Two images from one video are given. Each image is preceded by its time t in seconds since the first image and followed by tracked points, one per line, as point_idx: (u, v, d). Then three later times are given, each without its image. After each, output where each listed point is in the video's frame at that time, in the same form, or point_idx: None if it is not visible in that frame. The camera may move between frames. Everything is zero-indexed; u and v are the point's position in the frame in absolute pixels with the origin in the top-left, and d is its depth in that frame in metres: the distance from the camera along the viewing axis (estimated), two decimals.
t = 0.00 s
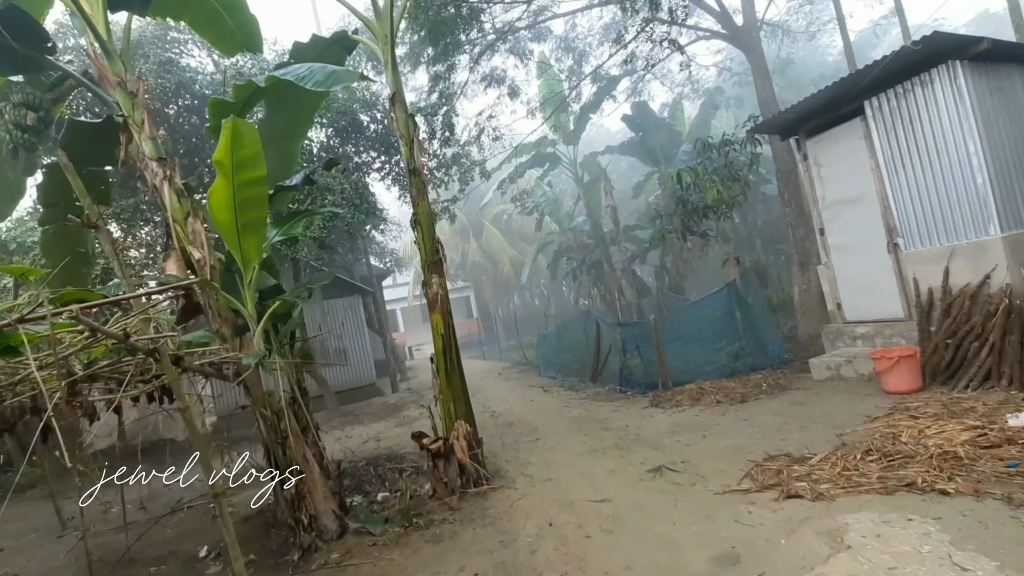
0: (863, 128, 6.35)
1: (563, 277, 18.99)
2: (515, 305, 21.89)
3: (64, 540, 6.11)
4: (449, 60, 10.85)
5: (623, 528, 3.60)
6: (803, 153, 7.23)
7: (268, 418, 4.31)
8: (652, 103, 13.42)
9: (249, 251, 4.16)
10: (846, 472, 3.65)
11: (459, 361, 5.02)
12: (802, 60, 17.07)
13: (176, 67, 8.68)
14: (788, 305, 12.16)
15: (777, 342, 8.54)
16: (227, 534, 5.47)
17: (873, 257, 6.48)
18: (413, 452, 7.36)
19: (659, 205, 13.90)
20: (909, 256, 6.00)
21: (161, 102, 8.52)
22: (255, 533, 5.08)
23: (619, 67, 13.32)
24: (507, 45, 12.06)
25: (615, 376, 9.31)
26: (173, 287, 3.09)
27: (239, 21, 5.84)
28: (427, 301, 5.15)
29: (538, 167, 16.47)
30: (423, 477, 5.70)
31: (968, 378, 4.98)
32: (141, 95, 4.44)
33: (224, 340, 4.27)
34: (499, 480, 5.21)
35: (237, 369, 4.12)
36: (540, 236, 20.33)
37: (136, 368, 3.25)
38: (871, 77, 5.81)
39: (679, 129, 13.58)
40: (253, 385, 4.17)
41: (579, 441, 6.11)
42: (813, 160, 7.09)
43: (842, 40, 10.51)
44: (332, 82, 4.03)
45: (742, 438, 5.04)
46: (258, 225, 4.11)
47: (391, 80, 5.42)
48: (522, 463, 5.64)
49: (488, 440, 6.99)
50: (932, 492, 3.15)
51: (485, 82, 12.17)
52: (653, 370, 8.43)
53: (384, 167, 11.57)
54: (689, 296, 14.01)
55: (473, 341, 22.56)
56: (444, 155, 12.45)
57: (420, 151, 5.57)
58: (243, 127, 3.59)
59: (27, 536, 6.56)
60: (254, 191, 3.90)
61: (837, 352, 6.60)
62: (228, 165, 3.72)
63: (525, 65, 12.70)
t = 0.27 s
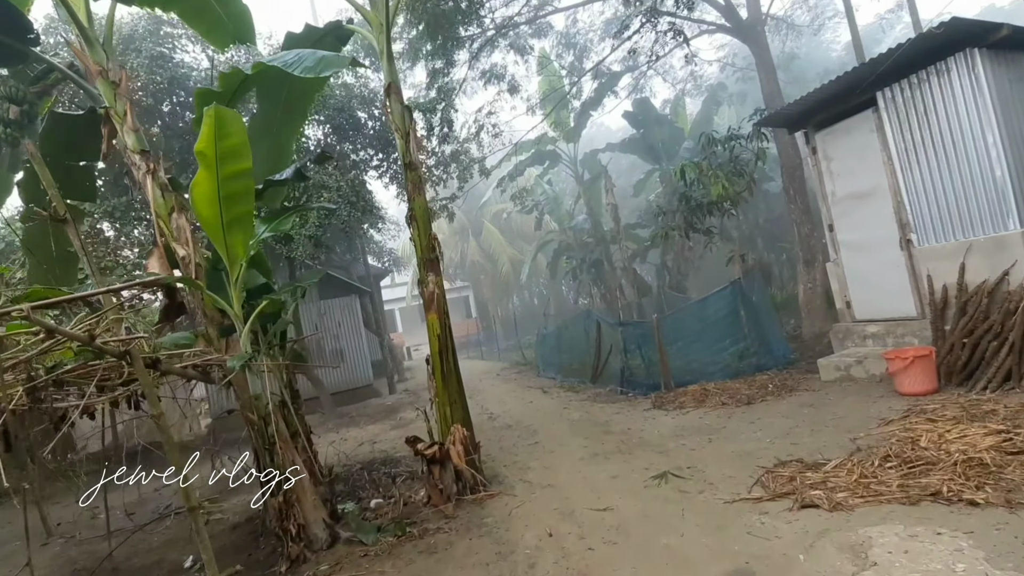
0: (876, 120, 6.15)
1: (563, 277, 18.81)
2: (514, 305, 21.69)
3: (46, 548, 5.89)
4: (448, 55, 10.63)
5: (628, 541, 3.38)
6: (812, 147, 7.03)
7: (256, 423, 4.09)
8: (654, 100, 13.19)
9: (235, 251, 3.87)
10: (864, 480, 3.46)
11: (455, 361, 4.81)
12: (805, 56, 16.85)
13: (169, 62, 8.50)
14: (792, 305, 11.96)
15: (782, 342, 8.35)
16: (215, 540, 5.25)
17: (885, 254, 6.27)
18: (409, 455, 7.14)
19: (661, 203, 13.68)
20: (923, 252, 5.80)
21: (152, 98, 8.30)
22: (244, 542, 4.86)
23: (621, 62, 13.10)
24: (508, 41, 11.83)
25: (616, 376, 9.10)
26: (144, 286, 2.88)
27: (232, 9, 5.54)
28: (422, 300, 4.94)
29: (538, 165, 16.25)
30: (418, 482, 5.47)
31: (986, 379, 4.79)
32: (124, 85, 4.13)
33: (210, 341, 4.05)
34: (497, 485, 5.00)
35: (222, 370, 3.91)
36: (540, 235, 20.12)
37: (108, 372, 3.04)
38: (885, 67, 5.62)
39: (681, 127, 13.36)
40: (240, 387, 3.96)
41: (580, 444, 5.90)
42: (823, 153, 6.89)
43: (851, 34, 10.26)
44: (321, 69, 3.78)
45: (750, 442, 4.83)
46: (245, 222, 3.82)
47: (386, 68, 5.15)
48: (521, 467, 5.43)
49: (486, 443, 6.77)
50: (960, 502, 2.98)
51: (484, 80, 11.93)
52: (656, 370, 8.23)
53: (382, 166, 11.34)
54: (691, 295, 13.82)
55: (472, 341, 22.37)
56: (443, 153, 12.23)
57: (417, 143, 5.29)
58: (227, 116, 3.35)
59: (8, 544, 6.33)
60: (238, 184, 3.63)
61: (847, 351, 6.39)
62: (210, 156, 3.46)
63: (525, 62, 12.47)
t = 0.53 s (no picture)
0: (887, 110, 5.92)
1: (563, 277, 18.61)
2: (514, 306, 21.49)
3: (25, 557, 5.67)
4: (445, 49, 10.44)
5: (630, 554, 3.15)
6: (820, 139, 6.80)
7: (235, 429, 3.84)
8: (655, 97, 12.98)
9: (212, 244, 3.62)
10: (881, 488, 3.23)
11: (448, 363, 4.60)
12: (808, 53, 16.66)
13: (160, 56, 8.29)
14: (796, 304, 11.74)
15: (787, 342, 8.12)
16: (197, 550, 5.03)
17: (896, 249, 6.04)
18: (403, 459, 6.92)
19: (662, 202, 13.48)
20: (936, 248, 5.58)
21: (142, 93, 8.09)
22: (226, 555, 4.63)
23: (621, 59, 12.90)
24: (507, 36, 11.63)
25: (617, 378, 8.88)
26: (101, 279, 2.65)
27: None
28: (414, 298, 4.71)
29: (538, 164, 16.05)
30: (410, 489, 5.24)
31: (1004, 379, 4.56)
32: (98, 71, 3.73)
33: (189, 340, 3.81)
34: (491, 492, 4.77)
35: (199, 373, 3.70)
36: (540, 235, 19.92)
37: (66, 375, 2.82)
38: (897, 54, 5.39)
39: (683, 124, 13.15)
40: (218, 390, 3.75)
41: (579, 448, 5.68)
42: (831, 145, 6.66)
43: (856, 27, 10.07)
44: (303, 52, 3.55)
45: (757, 446, 4.60)
46: (223, 213, 3.58)
47: (377, 55, 4.91)
48: (517, 473, 5.21)
49: (483, 448, 6.55)
50: (988, 513, 2.76)
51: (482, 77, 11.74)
52: (658, 372, 8.01)
53: (378, 164, 11.13)
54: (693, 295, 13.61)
55: (472, 343, 22.16)
56: (441, 151, 12.03)
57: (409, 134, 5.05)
58: (200, 98, 3.13)
59: None
60: (214, 172, 3.41)
61: (856, 351, 6.17)
62: (181, 141, 3.23)
63: (524, 58, 12.28)
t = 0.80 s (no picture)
0: (896, 102, 5.68)
1: (564, 275, 18.39)
2: (515, 304, 21.27)
3: (3, 565, 5.49)
4: (440, 42, 10.17)
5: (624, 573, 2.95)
6: (826, 133, 6.57)
7: (211, 436, 3.63)
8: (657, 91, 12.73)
9: (184, 242, 3.46)
10: (898, 503, 3.01)
11: (437, 366, 4.38)
12: (813, 46, 16.37)
13: (146, 49, 8.07)
14: (800, 302, 11.50)
15: (793, 342, 7.89)
16: (179, 560, 4.84)
17: (907, 246, 5.81)
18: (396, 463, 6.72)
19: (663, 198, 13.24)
20: (949, 245, 5.34)
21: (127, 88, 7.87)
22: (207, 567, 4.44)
23: (622, 53, 12.65)
24: (504, 29, 11.37)
25: (618, 378, 8.67)
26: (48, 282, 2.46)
27: None
28: (402, 298, 4.49)
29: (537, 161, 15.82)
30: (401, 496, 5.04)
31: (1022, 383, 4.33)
32: (62, 59, 3.53)
33: (163, 343, 3.63)
34: (483, 501, 4.57)
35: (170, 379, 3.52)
36: (540, 233, 19.69)
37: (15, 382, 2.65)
38: (907, 43, 5.15)
39: (684, 119, 12.90)
40: (193, 396, 3.60)
41: (578, 453, 5.47)
42: (838, 139, 6.43)
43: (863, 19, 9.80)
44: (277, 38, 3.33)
45: (764, 454, 4.37)
46: (195, 209, 3.40)
47: (363, 44, 4.68)
48: (512, 481, 4.99)
49: (478, 452, 6.35)
50: (1016, 534, 2.54)
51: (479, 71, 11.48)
52: (659, 372, 7.79)
53: (374, 160, 10.90)
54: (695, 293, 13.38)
55: (472, 341, 21.97)
56: (438, 146, 11.80)
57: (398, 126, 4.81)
58: (161, 85, 2.97)
59: None
60: (182, 165, 3.24)
61: (865, 352, 5.95)
62: (144, 133, 3.08)
63: (522, 52, 12.03)
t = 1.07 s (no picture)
0: (907, 94, 5.46)
1: (566, 273, 18.18)
2: (516, 302, 21.07)
3: None
4: (436, 36, 9.95)
5: None
6: (833, 127, 6.35)
7: (186, 444, 3.44)
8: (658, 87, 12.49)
9: (155, 240, 3.25)
10: (917, 518, 2.80)
11: (427, 369, 4.17)
12: (817, 41, 16.10)
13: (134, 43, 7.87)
14: (805, 301, 11.27)
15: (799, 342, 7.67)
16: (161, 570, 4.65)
17: (919, 244, 5.59)
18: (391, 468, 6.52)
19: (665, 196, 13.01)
20: (963, 242, 5.13)
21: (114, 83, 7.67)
22: None
23: (623, 48, 12.41)
24: (503, 24, 11.16)
25: (619, 379, 8.46)
26: None
27: None
28: (391, 299, 4.29)
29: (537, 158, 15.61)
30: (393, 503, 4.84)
31: None
32: (28, 49, 3.36)
33: (135, 348, 3.45)
34: (477, 510, 4.36)
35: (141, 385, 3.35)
36: (541, 230, 19.47)
37: None
38: (919, 33, 4.93)
39: (686, 116, 12.66)
40: (166, 402, 3.44)
41: (577, 459, 5.26)
42: (845, 133, 6.21)
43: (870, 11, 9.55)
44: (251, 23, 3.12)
45: (772, 462, 4.16)
46: (165, 205, 3.20)
47: (350, 33, 4.48)
48: (508, 488, 4.78)
49: (474, 456, 6.15)
50: None
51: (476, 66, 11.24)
52: (661, 373, 7.59)
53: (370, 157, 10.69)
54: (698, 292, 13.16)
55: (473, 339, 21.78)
56: (435, 143, 11.58)
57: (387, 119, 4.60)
58: (122, 72, 2.82)
59: None
60: (149, 158, 3.08)
61: (875, 354, 5.73)
62: (108, 123, 2.93)
63: (521, 47, 11.81)
